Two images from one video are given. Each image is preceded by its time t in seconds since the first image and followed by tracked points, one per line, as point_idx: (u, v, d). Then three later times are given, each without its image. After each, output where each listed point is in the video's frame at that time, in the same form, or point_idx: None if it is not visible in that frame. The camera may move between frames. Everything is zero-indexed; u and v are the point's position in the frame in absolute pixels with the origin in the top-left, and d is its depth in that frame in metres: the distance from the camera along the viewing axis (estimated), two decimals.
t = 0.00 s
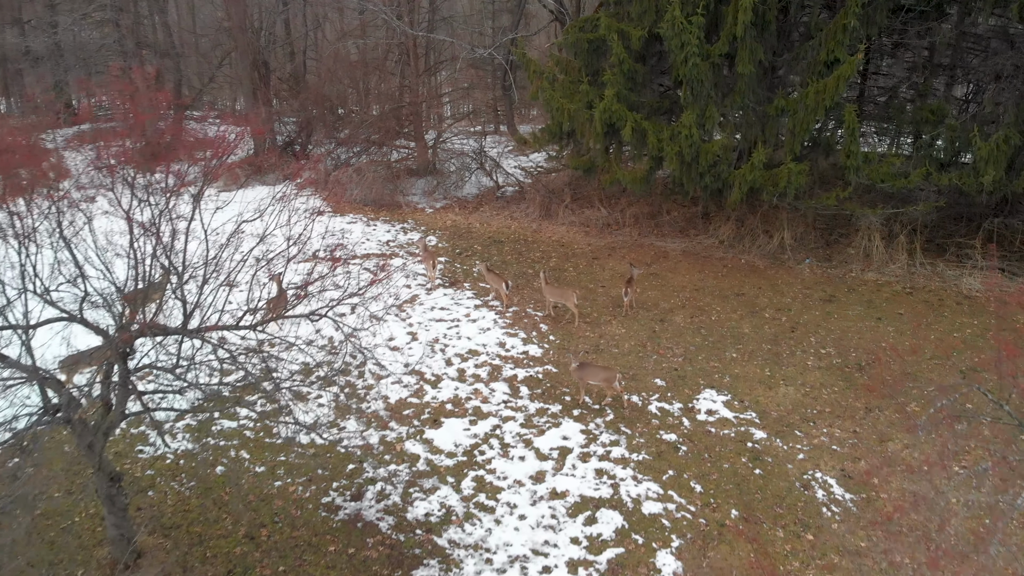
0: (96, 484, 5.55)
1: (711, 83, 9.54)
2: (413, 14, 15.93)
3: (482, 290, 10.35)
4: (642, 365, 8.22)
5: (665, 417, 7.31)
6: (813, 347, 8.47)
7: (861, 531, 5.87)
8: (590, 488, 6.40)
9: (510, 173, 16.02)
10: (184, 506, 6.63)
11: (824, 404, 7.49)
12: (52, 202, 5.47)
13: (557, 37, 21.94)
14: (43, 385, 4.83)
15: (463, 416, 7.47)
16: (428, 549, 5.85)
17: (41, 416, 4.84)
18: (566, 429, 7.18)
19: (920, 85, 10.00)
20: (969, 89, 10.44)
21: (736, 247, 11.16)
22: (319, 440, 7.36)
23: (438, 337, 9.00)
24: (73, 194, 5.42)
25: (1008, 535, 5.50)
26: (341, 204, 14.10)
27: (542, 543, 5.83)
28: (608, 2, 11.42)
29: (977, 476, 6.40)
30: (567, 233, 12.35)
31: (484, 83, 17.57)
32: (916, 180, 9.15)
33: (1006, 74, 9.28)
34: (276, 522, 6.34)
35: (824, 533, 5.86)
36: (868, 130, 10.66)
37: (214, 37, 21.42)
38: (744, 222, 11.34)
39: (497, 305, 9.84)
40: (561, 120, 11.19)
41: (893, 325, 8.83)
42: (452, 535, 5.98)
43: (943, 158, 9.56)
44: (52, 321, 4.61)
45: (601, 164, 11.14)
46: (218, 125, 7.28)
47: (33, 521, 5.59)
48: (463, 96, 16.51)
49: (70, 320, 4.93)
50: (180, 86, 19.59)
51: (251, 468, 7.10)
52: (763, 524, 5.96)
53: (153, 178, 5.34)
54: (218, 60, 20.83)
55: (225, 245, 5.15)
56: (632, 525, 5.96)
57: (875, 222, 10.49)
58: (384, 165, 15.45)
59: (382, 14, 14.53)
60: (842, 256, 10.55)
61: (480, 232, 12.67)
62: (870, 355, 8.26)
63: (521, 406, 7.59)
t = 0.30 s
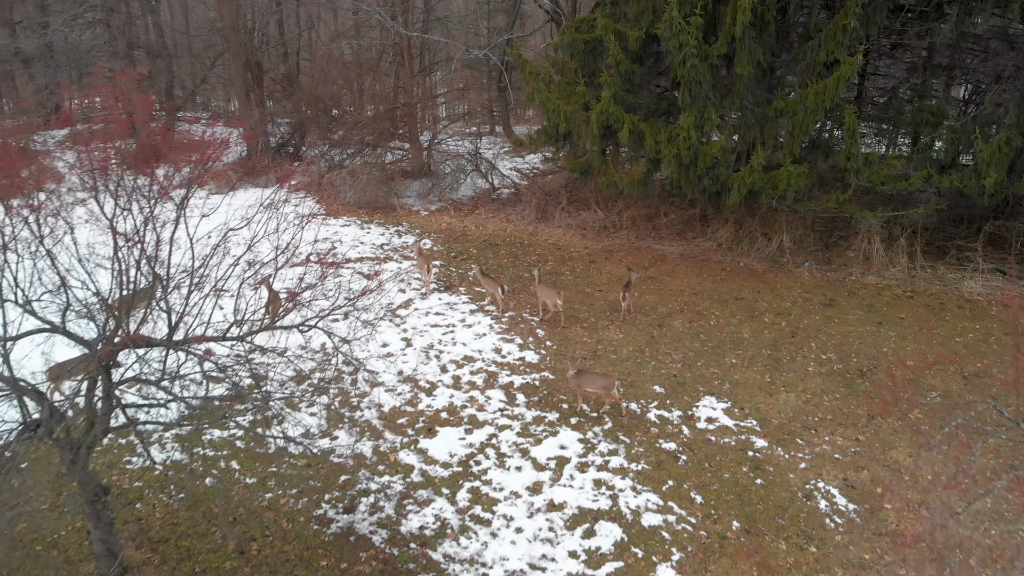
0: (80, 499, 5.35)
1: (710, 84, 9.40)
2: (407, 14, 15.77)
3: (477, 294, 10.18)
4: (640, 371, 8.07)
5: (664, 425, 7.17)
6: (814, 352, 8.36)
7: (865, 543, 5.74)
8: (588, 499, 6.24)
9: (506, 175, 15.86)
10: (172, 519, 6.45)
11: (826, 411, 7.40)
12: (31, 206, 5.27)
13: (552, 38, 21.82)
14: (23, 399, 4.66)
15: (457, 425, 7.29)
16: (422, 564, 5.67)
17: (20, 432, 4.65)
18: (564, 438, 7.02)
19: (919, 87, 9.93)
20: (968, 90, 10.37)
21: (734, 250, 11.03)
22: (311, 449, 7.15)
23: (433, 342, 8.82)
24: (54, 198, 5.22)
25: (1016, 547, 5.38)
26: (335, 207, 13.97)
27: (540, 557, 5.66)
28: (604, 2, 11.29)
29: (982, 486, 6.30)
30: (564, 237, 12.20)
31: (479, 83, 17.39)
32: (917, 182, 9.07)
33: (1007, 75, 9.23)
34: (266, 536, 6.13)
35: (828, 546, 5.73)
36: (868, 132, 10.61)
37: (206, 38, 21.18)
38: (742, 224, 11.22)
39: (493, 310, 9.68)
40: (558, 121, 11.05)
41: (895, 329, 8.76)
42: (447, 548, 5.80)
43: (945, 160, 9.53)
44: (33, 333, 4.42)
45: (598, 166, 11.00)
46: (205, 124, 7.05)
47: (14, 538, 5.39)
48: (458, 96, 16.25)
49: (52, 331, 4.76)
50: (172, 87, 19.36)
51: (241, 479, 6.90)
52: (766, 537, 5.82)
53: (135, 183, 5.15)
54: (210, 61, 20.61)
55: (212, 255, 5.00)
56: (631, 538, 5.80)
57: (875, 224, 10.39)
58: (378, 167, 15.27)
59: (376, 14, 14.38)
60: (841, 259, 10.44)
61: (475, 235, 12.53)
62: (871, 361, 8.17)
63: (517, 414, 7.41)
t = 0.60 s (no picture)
0: (64, 514, 5.17)
1: (709, 85, 9.25)
2: (402, 14, 15.59)
3: (473, 299, 10.00)
4: (639, 377, 7.91)
5: (664, 434, 7.02)
6: (815, 357, 8.26)
7: (871, 555, 5.60)
8: (587, 511, 6.07)
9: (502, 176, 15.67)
10: (160, 533, 6.26)
11: (828, 419, 7.29)
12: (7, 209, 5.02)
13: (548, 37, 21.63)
14: None
15: (453, 433, 7.12)
16: None
17: None
18: (562, 447, 6.85)
19: (921, 87, 9.82)
20: (970, 90, 10.20)
21: (733, 252, 10.90)
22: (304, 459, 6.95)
23: (427, 348, 8.62)
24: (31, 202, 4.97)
25: None
26: (328, 209, 13.80)
27: (538, 571, 5.48)
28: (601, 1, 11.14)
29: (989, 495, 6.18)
30: (561, 239, 12.05)
31: (475, 83, 17.15)
32: (919, 184, 8.95)
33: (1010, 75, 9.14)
34: (256, 550, 5.93)
35: (832, 558, 5.58)
36: (869, 133, 10.50)
37: (199, 37, 20.92)
38: (741, 226, 11.08)
39: (489, 314, 9.49)
40: (554, 123, 10.88)
41: (897, 333, 8.68)
42: (442, 563, 5.62)
43: (947, 162, 9.44)
44: (14, 345, 4.21)
45: (596, 169, 10.89)
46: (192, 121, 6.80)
47: None
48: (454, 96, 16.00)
49: (33, 343, 4.53)
50: (163, 87, 19.11)
51: (231, 491, 6.72)
52: (769, 549, 5.67)
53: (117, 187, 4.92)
54: (203, 61, 20.37)
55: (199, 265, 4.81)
56: (631, 551, 5.63)
57: (876, 227, 10.28)
58: (373, 169, 15.04)
59: (370, 13, 14.19)
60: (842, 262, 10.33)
61: (471, 237, 12.37)
62: (874, 367, 8.07)
63: (513, 423, 7.24)
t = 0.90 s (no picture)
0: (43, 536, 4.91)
1: (709, 86, 9.05)
2: (396, 14, 15.38)
3: (469, 305, 9.78)
4: (639, 387, 7.71)
5: (665, 446, 6.83)
6: (819, 365, 8.10)
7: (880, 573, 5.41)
8: (586, 528, 5.83)
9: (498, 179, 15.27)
10: (145, 552, 6.01)
11: (833, 429, 7.11)
12: None
13: (545, 37, 21.37)
14: None
15: (447, 446, 6.89)
16: None
17: None
18: (559, 461, 6.64)
19: (923, 89, 9.69)
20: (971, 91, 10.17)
21: (734, 256, 10.72)
22: (293, 474, 6.65)
23: (422, 356, 8.39)
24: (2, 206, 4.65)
25: None
26: (321, 212, 13.62)
27: None
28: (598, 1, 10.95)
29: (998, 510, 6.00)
30: (558, 243, 11.86)
31: (472, 84, 16.60)
32: (923, 188, 8.79)
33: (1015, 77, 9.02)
34: (242, 568, 5.60)
35: None
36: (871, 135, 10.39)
37: (191, 37, 20.62)
38: (741, 230, 10.90)
39: (485, 321, 9.26)
40: (551, 125, 10.68)
41: (901, 340, 8.54)
42: None
43: (950, 165, 9.33)
44: None
45: (594, 172, 10.68)
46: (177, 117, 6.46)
47: None
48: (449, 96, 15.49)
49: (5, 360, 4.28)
50: (155, 88, 18.82)
51: (219, 507, 6.48)
52: (774, 568, 5.46)
53: (95, 193, 4.63)
54: (195, 62, 20.08)
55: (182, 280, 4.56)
56: (632, 571, 5.39)
57: (879, 231, 10.13)
58: (367, 172, 14.62)
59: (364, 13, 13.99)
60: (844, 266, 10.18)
61: (466, 241, 12.16)
62: (878, 375, 7.92)
63: (510, 435, 7.01)
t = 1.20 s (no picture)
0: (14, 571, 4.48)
1: (709, 89, 8.82)
2: (390, 14, 15.13)
3: (464, 313, 9.52)
4: (639, 400, 7.46)
5: (666, 463, 6.58)
6: (824, 377, 7.90)
7: None
8: (585, 552, 5.55)
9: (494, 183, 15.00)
10: None
11: (839, 445, 6.90)
12: None
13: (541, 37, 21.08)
14: None
15: (441, 464, 6.62)
16: None
17: None
18: (557, 480, 6.38)
19: (928, 91, 9.50)
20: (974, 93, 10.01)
21: (735, 262, 10.49)
22: (280, 495, 6.25)
23: (415, 368, 8.11)
24: None
25: None
26: (313, 216, 13.36)
27: None
28: (595, 2, 10.73)
29: (1012, 530, 5.77)
30: (555, 248, 11.63)
31: (467, 86, 15.99)
32: (929, 193, 8.58)
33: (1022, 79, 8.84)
34: None
35: None
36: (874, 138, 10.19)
37: (183, 38, 20.28)
38: (742, 236, 10.69)
39: (480, 331, 8.98)
40: (547, 129, 10.43)
41: (908, 350, 8.36)
42: None
43: (955, 169, 9.13)
44: None
45: (591, 175, 10.36)
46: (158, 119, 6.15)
47: None
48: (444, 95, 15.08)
49: None
50: (145, 89, 18.49)
51: (201, 530, 6.17)
52: None
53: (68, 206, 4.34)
54: (186, 63, 19.79)
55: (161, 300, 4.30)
56: None
57: (883, 236, 9.93)
58: (360, 176, 14.32)
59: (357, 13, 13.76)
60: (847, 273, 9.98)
61: (462, 247, 11.91)
62: (884, 387, 7.73)
63: (506, 452, 6.75)
